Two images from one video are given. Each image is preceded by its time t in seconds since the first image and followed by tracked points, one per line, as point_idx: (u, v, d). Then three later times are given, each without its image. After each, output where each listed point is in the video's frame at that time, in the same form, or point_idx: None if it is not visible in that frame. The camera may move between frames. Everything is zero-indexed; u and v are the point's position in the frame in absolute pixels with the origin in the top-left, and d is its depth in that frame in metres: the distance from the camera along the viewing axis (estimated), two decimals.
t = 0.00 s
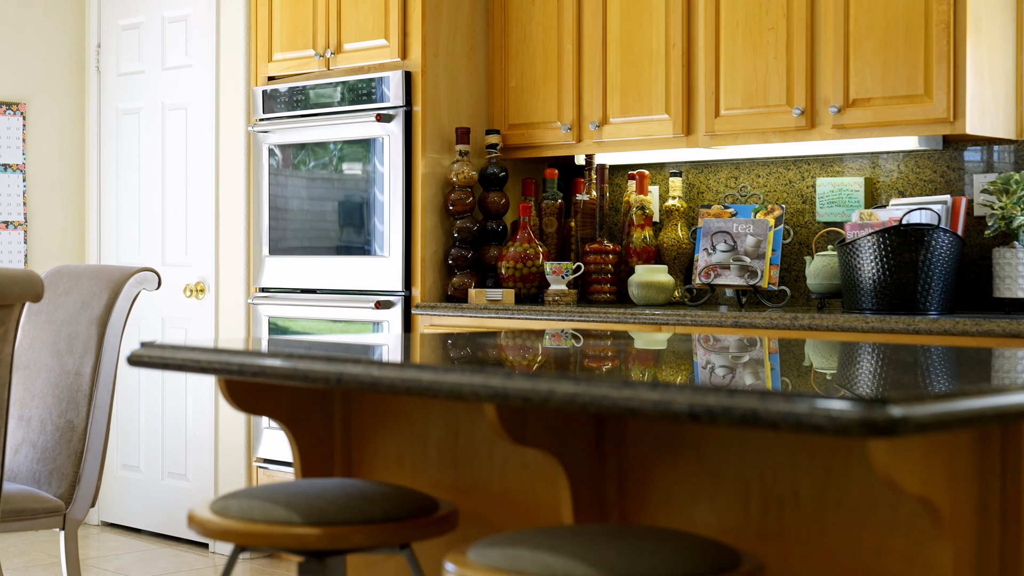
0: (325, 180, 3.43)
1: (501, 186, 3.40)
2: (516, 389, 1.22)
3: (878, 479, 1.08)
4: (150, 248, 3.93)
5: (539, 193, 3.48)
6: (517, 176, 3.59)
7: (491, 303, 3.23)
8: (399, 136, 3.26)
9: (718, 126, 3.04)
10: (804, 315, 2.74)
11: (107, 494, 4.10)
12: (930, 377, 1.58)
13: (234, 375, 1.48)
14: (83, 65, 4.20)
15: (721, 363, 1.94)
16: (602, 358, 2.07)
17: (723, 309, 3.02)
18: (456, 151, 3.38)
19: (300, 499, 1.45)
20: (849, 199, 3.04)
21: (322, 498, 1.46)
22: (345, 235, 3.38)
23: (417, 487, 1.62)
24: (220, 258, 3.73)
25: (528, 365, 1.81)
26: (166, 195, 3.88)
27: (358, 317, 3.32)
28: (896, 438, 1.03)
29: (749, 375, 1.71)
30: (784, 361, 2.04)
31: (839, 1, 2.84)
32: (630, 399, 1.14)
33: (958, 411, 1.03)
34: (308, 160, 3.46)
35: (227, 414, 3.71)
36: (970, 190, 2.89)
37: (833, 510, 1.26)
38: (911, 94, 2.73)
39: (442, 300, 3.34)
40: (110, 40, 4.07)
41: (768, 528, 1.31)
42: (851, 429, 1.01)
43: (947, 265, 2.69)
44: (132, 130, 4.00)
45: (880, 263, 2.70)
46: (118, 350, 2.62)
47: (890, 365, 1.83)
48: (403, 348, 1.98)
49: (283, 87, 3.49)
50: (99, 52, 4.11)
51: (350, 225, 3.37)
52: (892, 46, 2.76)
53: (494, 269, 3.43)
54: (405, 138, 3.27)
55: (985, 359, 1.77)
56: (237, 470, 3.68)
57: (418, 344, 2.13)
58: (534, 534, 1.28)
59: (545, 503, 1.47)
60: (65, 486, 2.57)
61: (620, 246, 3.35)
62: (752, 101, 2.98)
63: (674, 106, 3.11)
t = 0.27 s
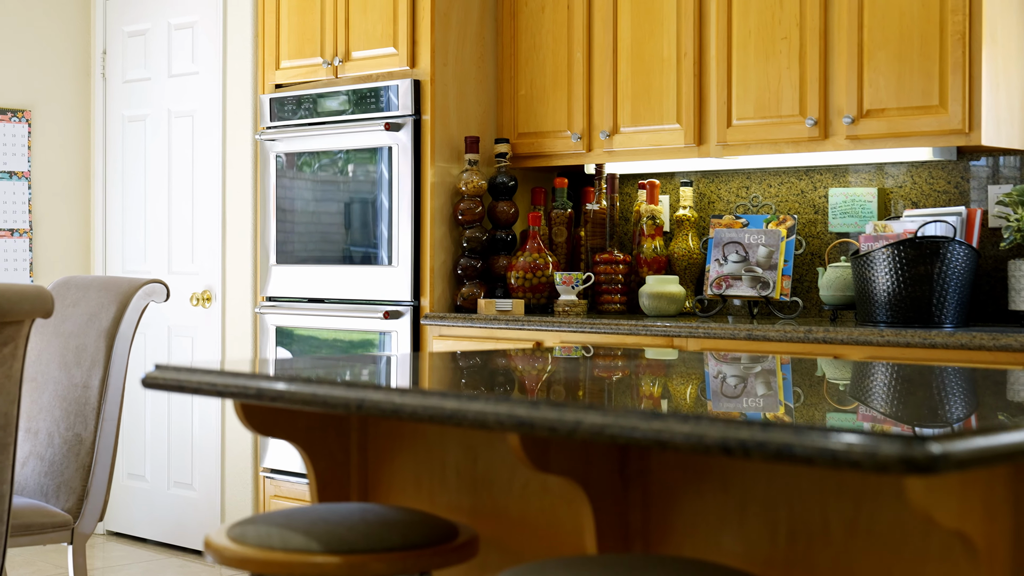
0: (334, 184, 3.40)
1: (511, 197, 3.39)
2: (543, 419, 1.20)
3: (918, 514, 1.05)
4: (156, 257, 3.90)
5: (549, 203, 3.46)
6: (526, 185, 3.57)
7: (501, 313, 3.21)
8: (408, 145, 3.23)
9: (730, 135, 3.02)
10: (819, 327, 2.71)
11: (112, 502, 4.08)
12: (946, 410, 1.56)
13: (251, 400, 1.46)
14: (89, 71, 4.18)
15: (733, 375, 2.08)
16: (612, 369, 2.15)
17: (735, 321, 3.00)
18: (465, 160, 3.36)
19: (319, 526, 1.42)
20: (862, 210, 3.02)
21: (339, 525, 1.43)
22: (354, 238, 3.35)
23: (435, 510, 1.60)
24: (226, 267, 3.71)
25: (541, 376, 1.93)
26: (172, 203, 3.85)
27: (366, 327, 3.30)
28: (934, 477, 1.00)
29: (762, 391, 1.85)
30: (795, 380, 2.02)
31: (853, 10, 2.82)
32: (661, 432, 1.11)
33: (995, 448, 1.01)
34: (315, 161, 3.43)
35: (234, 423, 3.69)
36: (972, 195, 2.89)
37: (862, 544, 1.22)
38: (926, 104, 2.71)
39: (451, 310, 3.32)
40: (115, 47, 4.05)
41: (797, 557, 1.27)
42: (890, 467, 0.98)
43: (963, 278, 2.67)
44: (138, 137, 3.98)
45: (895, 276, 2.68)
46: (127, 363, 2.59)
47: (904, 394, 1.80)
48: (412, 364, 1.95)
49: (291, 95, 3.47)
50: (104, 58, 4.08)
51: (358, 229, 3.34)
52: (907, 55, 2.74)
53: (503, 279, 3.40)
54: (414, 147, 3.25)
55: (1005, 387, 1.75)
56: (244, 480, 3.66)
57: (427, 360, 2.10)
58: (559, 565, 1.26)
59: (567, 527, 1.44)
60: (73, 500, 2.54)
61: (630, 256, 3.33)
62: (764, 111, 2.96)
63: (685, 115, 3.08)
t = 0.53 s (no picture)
0: (340, 187, 3.37)
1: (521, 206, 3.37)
2: (573, 454, 1.17)
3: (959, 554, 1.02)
4: (163, 266, 3.88)
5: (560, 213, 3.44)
6: (536, 195, 3.56)
7: (511, 324, 3.18)
8: (418, 155, 3.21)
9: (743, 146, 2.99)
10: (834, 341, 2.69)
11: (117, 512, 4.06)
12: (963, 426, 1.54)
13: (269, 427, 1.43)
14: (95, 78, 4.16)
15: (747, 386, 2.06)
16: (622, 380, 2.14)
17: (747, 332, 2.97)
18: (475, 170, 3.34)
19: (340, 556, 1.40)
20: (877, 221, 3.01)
21: (360, 555, 1.40)
22: (363, 241, 3.32)
23: (455, 536, 1.57)
24: (233, 276, 3.68)
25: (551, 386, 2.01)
26: (179, 211, 3.83)
27: (375, 338, 3.27)
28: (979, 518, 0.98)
29: (774, 402, 1.86)
30: (809, 392, 2.00)
31: (868, 21, 2.79)
32: (696, 468, 1.09)
33: None
34: (323, 166, 3.40)
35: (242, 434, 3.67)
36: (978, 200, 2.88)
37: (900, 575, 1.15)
38: (942, 116, 2.69)
39: (461, 321, 3.30)
40: (122, 54, 4.03)
41: None
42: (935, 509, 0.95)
43: (979, 291, 2.64)
44: (145, 145, 3.95)
45: (911, 289, 2.66)
46: (136, 377, 2.56)
47: (921, 408, 1.78)
48: (423, 381, 1.93)
49: (299, 104, 3.44)
50: (111, 66, 4.06)
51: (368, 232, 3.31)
52: (923, 66, 2.72)
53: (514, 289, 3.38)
54: (424, 156, 3.23)
55: None
56: (252, 491, 3.64)
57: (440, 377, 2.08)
58: None
59: (592, 555, 1.42)
60: (82, 515, 2.51)
61: (641, 267, 3.30)
62: (778, 122, 2.93)
63: (698, 126, 3.06)
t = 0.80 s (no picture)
0: (348, 196, 3.35)
1: (532, 218, 3.32)
2: (607, 493, 1.10)
3: None
4: (169, 276, 3.86)
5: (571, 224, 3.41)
6: (547, 206, 3.54)
7: (523, 337, 3.15)
8: (428, 167, 3.18)
9: (757, 158, 2.97)
10: (851, 356, 2.66)
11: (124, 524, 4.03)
12: (986, 442, 1.51)
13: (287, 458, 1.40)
14: (101, 86, 4.13)
15: (761, 401, 2.03)
16: (635, 394, 2.11)
17: (761, 346, 2.94)
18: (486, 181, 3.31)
19: None
20: (892, 234, 2.98)
21: None
22: (370, 245, 3.30)
23: (478, 567, 1.54)
24: (241, 287, 3.66)
25: (562, 400, 1.95)
26: (186, 221, 3.81)
27: (385, 350, 3.24)
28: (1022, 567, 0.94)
29: (788, 415, 1.83)
30: (824, 404, 1.98)
31: (884, 32, 2.76)
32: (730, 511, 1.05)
33: None
34: (332, 174, 3.38)
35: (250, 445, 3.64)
36: (992, 210, 2.86)
37: None
38: (960, 129, 2.67)
39: (471, 333, 3.27)
40: (128, 63, 4.00)
41: None
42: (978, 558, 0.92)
43: (998, 306, 2.62)
44: (151, 154, 3.93)
45: (929, 304, 2.63)
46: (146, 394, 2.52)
47: (942, 422, 1.76)
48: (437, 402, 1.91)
49: (308, 114, 3.42)
50: (117, 74, 4.03)
51: (376, 237, 3.29)
52: (941, 78, 2.69)
53: (525, 301, 3.36)
54: (434, 168, 3.20)
55: None
56: (260, 503, 3.61)
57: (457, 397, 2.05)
58: None
59: None
60: (92, 533, 2.46)
61: (654, 278, 3.28)
62: (793, 134, 2.91)
63: (711, 138, 3.03)
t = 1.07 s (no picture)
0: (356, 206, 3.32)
1: (543, 229, 3.29)
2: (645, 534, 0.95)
3: None
4: (177, 286, 3.83)
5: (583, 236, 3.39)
6: (559, 217, 3.52)
7: (535, 351, 3.12)
8: (439, 178, 3.14)
9: (772, 171, 2.94)
10: (869, 372, 2.63)
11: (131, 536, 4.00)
12: (1010, 460, 1.48)
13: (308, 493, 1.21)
14: (108, 94, 4.11)
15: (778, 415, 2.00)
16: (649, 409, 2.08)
17: (776, 360, 2.92)
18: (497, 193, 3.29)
19: None
20: (908, 247, 2.95)
21: None
22: (377, 249, 3.27)
23: None
24: (249, 297, 3.63)
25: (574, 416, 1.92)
26: (194, 230, 3.78)
27: (395, 363, 3.21)
28: None
29: (803, 429, 1.80)
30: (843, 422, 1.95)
31: (902, 44, 2.73)
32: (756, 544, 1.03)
33: None
34: (338, 183, 3.35)
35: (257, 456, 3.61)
36: (1008, 222, 2.83)
37: None
38: (979, 143, 2.64)
39: (482, 346, 3.25)
40: (135, 71, 3.98)
41: None
42: None
43: (1018, 323, 2.58)
44: (158, 163, 3.91)
45: (948, 321, 2.59)
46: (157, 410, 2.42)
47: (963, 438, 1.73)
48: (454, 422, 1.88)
49: (317, 124, 3.39)
50: (124, 82, 4.02)
51: (383, 240, 3.26)
52: (959, 91, 2.66)
53: (536, 313, 3.33)
54: (445, 180, 3.17)
55: None
56: (268, 515, 3.58)
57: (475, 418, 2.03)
58: None
59: None
60: (100, 550, 2.36)
61: (667, 291, 3.25)
62: (809, 146, 2.88)
63: (725, 149, 3.00)
